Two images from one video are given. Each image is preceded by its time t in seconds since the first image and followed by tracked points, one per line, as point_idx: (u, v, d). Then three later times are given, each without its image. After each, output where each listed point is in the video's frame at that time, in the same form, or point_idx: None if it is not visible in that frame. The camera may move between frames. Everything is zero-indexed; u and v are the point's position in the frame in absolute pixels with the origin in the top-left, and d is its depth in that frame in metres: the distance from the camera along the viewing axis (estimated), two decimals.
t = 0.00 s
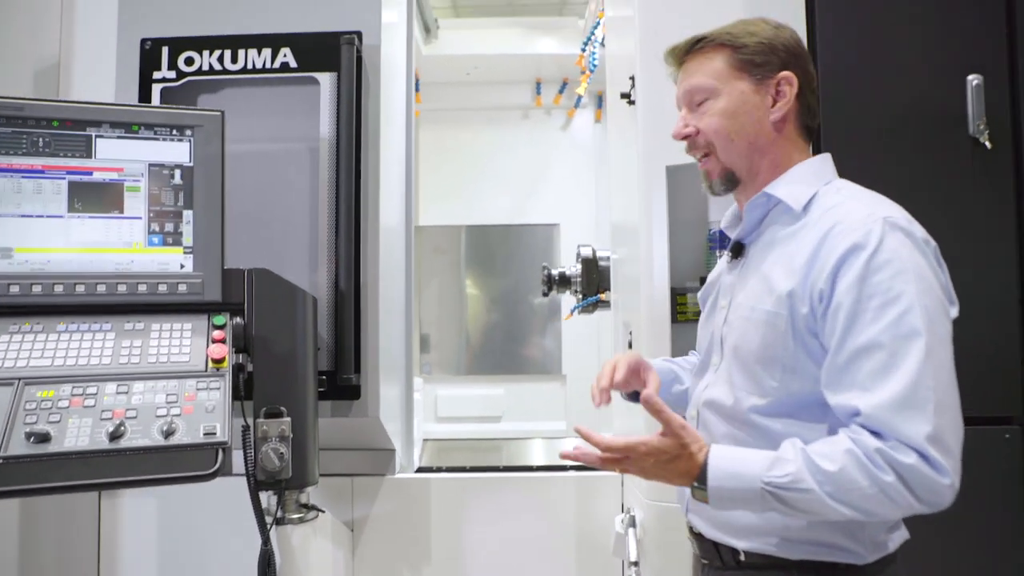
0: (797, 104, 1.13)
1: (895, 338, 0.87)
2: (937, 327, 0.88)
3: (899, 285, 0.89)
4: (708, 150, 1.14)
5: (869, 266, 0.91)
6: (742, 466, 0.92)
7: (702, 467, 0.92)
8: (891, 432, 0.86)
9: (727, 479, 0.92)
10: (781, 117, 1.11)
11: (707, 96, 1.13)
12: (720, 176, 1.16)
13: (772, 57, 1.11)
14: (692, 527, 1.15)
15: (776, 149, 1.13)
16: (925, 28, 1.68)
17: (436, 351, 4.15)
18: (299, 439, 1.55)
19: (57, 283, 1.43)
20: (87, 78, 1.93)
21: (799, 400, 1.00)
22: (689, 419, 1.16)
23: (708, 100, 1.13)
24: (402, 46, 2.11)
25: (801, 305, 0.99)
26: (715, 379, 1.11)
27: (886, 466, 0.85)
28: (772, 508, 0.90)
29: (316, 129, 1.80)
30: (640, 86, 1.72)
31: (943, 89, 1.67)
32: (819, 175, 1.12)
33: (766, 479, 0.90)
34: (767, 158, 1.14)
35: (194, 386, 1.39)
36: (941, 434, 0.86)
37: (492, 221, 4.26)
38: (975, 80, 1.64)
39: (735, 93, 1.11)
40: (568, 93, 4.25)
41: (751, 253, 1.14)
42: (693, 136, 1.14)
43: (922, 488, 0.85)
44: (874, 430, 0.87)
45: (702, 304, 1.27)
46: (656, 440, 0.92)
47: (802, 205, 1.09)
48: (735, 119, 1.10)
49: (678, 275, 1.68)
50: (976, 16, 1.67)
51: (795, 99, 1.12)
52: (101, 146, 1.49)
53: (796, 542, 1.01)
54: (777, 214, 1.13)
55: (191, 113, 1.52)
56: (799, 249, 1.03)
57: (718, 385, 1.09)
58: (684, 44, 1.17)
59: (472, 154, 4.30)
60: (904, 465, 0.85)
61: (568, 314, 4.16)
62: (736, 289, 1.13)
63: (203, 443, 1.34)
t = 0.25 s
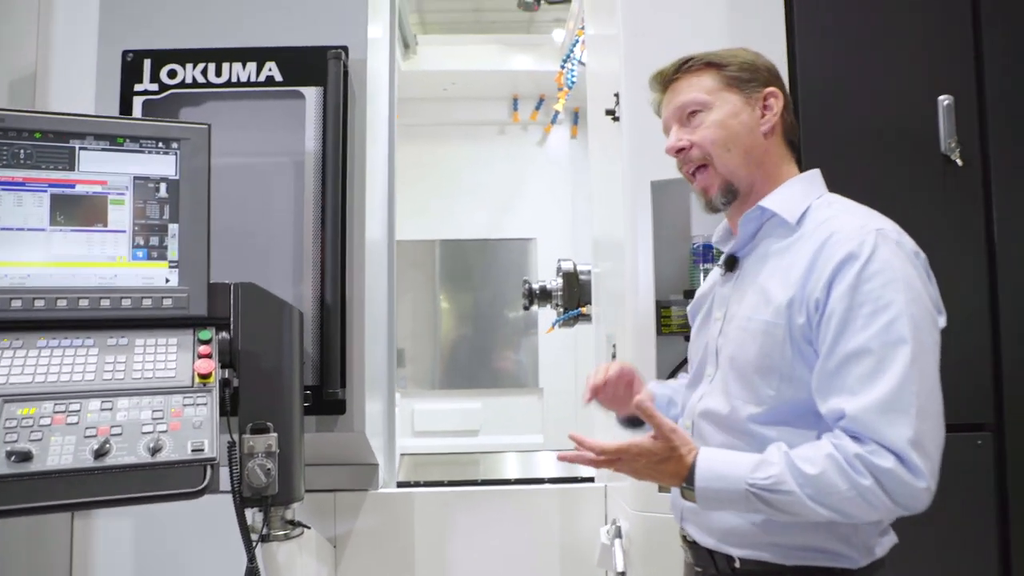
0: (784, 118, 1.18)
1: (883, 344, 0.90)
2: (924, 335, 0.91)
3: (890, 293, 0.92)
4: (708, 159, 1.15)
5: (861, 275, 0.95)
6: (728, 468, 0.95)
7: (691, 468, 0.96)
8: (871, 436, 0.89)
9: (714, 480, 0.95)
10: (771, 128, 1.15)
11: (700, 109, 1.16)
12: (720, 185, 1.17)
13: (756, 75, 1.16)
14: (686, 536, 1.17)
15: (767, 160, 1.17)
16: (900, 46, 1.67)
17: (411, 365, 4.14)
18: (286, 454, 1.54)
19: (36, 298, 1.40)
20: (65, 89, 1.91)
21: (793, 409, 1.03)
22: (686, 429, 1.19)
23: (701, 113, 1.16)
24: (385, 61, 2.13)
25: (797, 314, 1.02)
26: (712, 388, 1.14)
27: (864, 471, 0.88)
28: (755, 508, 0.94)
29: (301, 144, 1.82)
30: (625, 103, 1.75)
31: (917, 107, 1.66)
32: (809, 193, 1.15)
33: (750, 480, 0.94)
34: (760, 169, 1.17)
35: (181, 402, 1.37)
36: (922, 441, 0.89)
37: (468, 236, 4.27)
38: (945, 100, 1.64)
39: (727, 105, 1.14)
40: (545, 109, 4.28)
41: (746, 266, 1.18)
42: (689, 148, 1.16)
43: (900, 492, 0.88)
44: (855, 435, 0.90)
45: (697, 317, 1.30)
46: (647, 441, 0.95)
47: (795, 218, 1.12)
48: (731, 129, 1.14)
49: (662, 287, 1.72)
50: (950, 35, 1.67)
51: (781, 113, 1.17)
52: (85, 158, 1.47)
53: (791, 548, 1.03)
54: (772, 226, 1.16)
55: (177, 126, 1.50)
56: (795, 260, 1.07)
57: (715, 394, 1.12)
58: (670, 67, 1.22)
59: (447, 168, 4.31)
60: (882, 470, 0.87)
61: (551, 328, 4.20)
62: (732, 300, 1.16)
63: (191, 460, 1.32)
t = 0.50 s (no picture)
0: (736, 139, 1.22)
1: (835, 351, 0.95)
2: (871, 342, 0.96)
3: (839, 303, 0.97)
4: (654, 176, 1.20)
5: (813, 286, 0.99)
6: (692, 461, 0.98)
7: (658, 460, 0.98)
8: (826, 436, 0.93)
9: (678, 472, 0.98)
10: (722, 148, 1.19)
11: (654, 125, 1.20)
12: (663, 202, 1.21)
13: (711, 95, 1.20)
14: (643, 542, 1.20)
15: (716, 179, 1.21)
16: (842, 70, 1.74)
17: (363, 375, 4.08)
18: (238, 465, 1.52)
19: None
20: (9, 91, 1.85)
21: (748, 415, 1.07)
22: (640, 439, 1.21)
23: (655, 129, 1.20)
24: (342, 71, 2.13)
25: (752, 325, 1.06)
26: (667, 397, 1.17)
27: (819, 467, 0.92)
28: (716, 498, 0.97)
29: (257, 153, 1.82)
30: (582, 119, 1.79)
31: (859, 128, 1.73)
32: (758, 209, 1.19)
33: (713, 473, 0.97)
34: (708, 187, 1.21)
35: (131, 414, 1.34)
36: (872, 439, 0.94)
37: (422, 246, 4.27)
38: (885, 121, 1.70)
39: (679, 123, 1.18)
40: (500, 120, 4.29)
41: (698, 278, 1.21)
42: (641, 162, 1.20)
43: (852, 488, 0.93)
44: (810, 434, 0.94)
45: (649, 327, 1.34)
46: (618, 432, 0.98)
47: (747, 232, 1.16)
48: (681, 146, 1.18)
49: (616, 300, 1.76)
50: (890, 59, 1.74)
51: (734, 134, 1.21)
52: (31, 164, 1.43)
53: (748, 552, 1.07)
54: (721, 242, 1.20)
55: (130, 133, 1.48)
56: (749, 272, 1.11)
57: (671, 402, 1.15)
58: (632, 82, 1.26)
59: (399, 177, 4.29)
60: (836, 467, 0.92)
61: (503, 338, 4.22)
62: (686, 312, 1.19)
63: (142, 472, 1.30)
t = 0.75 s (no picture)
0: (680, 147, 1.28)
1: (770, 353, 1.00)
2: (802, 345, 1.02)
3: (774, 308, 1.02)
4: (610, 185, 1.23)
5: (749, 291, 1.04)
6: (634, 483, 1.01)
7: (602, 488, 1.02)
8: (762, 438, 0.97)
9: (622, 499, 1.01)
10: (670, 157, 1.25)
11: (607, 135, 1.23)
12: (619, 210, 1.24)
13: (659, 105, 1.25)
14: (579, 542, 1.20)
15: (664, 186, 1.26)
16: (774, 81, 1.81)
17: (298, 377, 4.04)
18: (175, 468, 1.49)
19: None
20: None
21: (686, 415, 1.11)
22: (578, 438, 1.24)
23: (608, 139, 1.23)
24: (282, 68, 2.10)
25: (691, 328, 1.11)
26: (606, 397, 1.20)
27: (754, 473, 0.97)
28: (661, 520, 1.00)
29: (195, 150, 1.78)
30: (523, 123, 1.82)
31: (789, 139, 1.81)
32: (697, 216, 1.25)
33: (656, 493, 1.00)
34: (658, 194, 1.26)
35: (62, 417, 1.31)
36: (806, 441, 0.98)
37: (361, 246, 4.22)
38: (812, 133, 1.80)
39: (631, 133, 1.22)
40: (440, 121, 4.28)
41: (641, 283, 1.26)
42: (596, 172, 1.23)
43: (788, 489, 0.97)
44: (745, 441, 0.99)
45: (588, 330, 1.37)
46: (559, 469, 1.02)
47: (687, 239, 1.21)
48: (635, 156, 1.22)
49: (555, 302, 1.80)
50: (816, 76, 1.83)
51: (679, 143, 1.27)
52: None
53: (679, 548, 1.07)
54: (663, 248, 1.25)
55: (60, 127, 1.43)
56: (690, 278, 1.16)
57: (610, 402, 1.18)
58: (581, 91, 1.29)
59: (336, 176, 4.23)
60: (770, 470, 0.96)
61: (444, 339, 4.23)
62: (627, 315, 1.23)
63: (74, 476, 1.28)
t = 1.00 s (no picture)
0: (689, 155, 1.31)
1: (767, 354, 1.01)
2: (800, 347, 1.03)
3: (773, 310, 1.03)
4: (625, 185, 1.23)
5: (750, 293, 1.06)
6: (626, 468, 1.02)
7: (596, 469, 1.02)
8: (753, 435, 0.98)
9: (611, 484, 1.01)
10: (681, 162, 1.28)
11: (624, 136, 1.23)
12: (632, 210, 1.25)
13: (672, 111, 1.27)
14: (579, 541, 1.19)
15: (672, 191, 1.28)
16: (772, 85, 1.82)
17: (297, 379, 4.04)
18: (179, 468, 1.50)
19: None
20: None
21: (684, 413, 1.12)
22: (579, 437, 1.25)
23: (625, 139, 1.23)
24: (281, 71, 2.10)
25: (693, 328, 1.12)
26: (607, 395, 1.21)
27: (744, 467, 0.98)
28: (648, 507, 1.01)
29: (194, 151, 1.78)
30: (523, 126, 1.82)
31: (787, 142, 1.82)
32: (700, 220, 1.26)
33: (649, 478, 1.00)
34: (666, 199, 1.28)
35: (66, 417, 1.30)
36: (796, 438, 0.99)
37: (358, 248, 4.22)
38: (810, 139, 1.81)
39: (648, 136, 1.23)
40: (437, 124, 4.29)
41: (643, 283, 1.27)
42: (611, 170, 1.23)
43: (777, 486, 0.98)
44: (738, 435, 1.00)
45: (590, 329, 1.38)
46: (557, 446, 1.03)
47: (690, 242, 1.22)
48: (651, 158, 1.23)
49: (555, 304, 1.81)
50: (813, 79, 1.85)
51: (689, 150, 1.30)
52: None
53: (679, 548, 1.08)
54: (665, 250, 1.26)
55: (63, 128, 1.43)
56: (690, 279, 1.17)
57: (611, 400, 1.19)
58: (598, 90, 1.29)
59: (333, 178, 4.24)
60: (761, 466, 0.97)
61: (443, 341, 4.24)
62: (628, 314, 1.24)
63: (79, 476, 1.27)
